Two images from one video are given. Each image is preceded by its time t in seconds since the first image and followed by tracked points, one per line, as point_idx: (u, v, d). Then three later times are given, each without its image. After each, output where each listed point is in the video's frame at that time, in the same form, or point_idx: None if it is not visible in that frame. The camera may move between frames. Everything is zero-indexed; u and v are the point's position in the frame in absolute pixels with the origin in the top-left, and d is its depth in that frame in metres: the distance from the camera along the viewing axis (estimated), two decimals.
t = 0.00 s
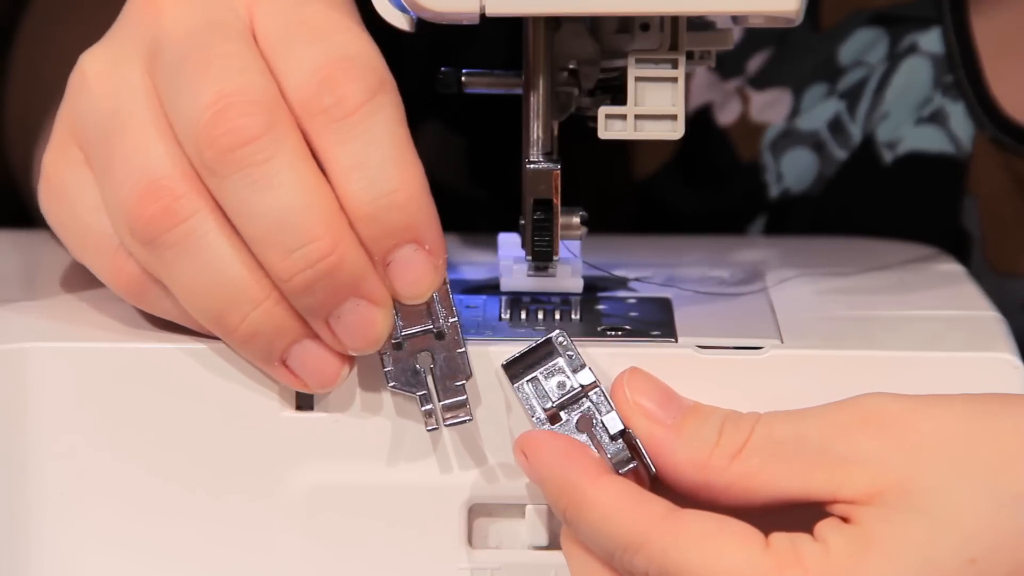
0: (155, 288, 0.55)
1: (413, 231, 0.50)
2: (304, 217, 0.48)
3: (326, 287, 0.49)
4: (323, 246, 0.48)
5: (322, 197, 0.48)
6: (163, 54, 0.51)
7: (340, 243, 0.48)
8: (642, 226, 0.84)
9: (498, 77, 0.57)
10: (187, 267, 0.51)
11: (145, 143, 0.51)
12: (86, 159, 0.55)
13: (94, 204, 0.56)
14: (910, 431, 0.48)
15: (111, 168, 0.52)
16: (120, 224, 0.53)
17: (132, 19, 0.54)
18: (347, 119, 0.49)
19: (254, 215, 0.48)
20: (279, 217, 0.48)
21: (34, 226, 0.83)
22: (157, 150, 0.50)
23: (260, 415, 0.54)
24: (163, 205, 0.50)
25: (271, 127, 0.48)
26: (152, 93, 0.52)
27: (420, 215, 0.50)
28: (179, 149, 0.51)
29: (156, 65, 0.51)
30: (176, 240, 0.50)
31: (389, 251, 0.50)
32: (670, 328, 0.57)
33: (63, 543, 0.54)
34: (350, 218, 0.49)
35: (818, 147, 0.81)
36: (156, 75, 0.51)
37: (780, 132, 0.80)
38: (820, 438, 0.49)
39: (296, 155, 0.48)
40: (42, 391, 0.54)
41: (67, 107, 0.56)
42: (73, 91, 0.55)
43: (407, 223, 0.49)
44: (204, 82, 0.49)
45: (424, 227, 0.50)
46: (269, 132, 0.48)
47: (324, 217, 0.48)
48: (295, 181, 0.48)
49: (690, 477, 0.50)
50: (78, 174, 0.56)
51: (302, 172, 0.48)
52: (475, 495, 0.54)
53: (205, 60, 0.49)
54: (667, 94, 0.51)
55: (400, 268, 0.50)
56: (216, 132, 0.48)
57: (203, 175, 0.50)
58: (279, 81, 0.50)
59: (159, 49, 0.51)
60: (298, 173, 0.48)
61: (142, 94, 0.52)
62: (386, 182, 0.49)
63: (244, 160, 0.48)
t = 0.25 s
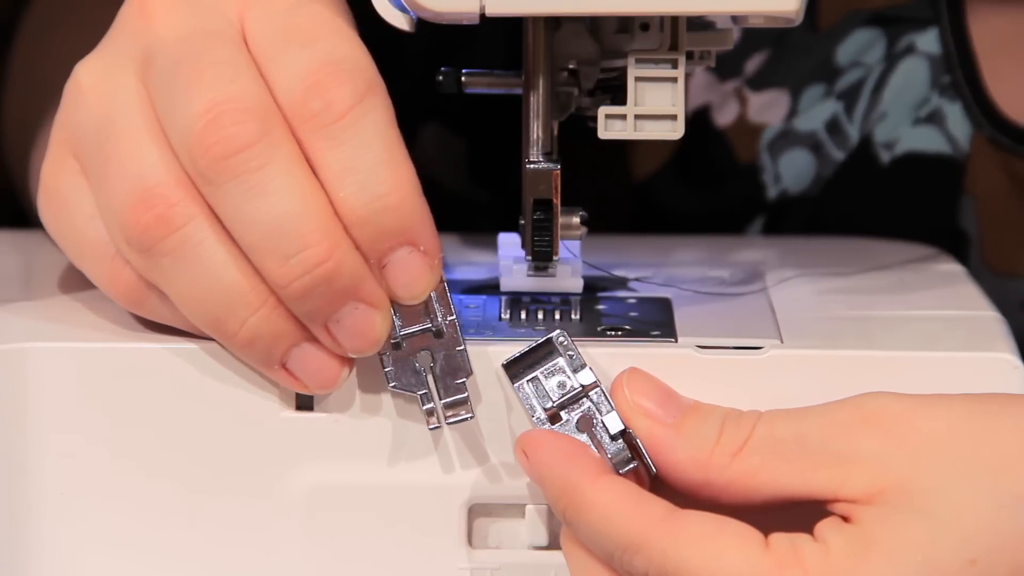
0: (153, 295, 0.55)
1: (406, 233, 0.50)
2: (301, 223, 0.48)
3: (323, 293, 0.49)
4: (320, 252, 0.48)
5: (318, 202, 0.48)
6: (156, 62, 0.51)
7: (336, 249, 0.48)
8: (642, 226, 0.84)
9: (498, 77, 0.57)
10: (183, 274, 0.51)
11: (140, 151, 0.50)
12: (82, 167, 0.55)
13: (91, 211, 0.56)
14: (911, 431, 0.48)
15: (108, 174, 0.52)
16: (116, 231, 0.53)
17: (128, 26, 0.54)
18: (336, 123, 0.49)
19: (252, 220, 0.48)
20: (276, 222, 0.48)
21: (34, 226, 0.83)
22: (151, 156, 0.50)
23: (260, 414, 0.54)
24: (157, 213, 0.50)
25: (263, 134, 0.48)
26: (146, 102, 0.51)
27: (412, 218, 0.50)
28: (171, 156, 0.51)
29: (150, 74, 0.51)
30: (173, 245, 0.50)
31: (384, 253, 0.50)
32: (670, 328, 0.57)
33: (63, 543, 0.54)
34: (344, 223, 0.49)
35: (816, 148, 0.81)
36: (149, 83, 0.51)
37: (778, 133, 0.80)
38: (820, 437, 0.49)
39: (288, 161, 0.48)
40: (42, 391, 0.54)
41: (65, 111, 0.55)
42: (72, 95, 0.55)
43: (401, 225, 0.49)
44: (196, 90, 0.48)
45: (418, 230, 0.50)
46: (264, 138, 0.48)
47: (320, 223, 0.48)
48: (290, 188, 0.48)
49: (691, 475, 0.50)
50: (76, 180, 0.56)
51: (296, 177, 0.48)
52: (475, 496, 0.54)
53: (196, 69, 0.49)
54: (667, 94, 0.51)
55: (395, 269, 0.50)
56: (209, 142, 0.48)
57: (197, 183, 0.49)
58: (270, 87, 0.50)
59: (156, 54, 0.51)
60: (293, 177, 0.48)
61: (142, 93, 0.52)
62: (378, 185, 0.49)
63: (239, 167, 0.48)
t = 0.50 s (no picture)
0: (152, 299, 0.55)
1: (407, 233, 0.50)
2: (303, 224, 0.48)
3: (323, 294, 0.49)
4: (322, 253, 0.48)
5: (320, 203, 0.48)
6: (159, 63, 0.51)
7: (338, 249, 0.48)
8: (642, 226, 0.84)
9: (498, 77, 0.57)
10: (185, 274, 0.51)
11: (140, 152, 0.50)
12: (82, 169, 0.55)
13: (92, 213, 0.56)
14: (911, 431, 0.48)
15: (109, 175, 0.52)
16: (116, 233, 0.52)
17: (129, 28, 0.54)
18: (337, 124, 0.49)
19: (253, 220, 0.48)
20: (276, 222, 0.48)
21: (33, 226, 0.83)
22: (152, 158, 0.50)
23: (260, 414, 0.54)
24: (157, 214, 0.50)
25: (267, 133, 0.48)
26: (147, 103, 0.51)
27: (414, 218, 0.50)
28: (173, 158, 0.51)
29: (152, 75, 0.51)
30: (173, 246, 0.50)
31: (384, 254, 0.50)
32: (669, 328, 0.57)
33: (63, 543, 0.54)
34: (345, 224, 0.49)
35: (818, 147, 0.81)
36: (151, 86, 0.51)
37: (780, 132, 0.80)
38: (821, 437, 0.49)
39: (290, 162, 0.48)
40: (42, 390, 0.54)
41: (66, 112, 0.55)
42: (74, 95, 0.55)
43: (403, 225, 0.49)
44: (198, 91, 0.48)
45: (419, 231, 0.50)
46: (267, 138, 0.48)
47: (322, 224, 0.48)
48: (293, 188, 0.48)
49: (691, 475, 0.50)
50: (77, 181, 0.56)
51: (297, 177, 0.48)
52: (475, 496, 0.54)
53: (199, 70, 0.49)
54: (667, 94, 0.51)
55: (395, 270, 0.50)
56: (211, 141, 0.48)
57: (199, 183, 0.49)
58: (271, 86, 0.50)
59: (158, 55, 0.51)
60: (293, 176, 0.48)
61: (144, 93, 0.52)
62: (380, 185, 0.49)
63: (240, 166, 0.48)
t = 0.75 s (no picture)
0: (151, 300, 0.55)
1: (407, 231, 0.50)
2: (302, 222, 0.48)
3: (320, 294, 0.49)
4: (321, 252, 0.48)
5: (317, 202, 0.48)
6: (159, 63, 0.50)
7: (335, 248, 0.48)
8: (641, 227, 0.84)
9: (498, 77, 0.57)
10: (184, 274, 0.51)
11: (140, 152, 0.50)
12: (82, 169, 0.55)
13: (93, 214, 0.56)
14: (911, 431, 0.48)
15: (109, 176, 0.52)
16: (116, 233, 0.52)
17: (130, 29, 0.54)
18: (336, 122, 0.49)
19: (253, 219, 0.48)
20: (273, 222, 0.48)
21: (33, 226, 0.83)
22: (151, 159, 0.50)
23: (260, 414, 0.54)
24: (156, 214, 0.50)
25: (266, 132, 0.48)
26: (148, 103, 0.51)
27: (413, 217, 0.50)
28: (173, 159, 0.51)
29: (151, 76, 0.51)
30: (173, 246, 0.50)
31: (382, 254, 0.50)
32: (669, 328, 0.57)
33: (63, 543, 0.54)
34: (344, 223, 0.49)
35: (817, 146, 0.81)
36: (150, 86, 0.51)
37: (779, 131, 0.80)
38: (821, 437, 0.49)
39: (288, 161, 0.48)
40: (42, 390, 0.54)
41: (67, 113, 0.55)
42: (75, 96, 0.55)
43: (404, 224, 0.49)
44: (198, 91, 0.48)
45: (419, 230, 0.50)
46: (264, 137, 0.48)
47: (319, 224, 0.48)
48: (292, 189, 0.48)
49: (691, 475, 0.50)
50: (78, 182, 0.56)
51: (295, 176, 0.48)
52: (475, 496, 0.54)
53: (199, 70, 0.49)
54: (667, 94, 0.51)
55: (395, 269, 0.50)
56: (211, 139, 0.48)
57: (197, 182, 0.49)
58: (270, 85, 0.50)
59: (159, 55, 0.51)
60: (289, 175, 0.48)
61: (144, 93, 0.51)
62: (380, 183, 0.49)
63: (239, 166, 0.48)
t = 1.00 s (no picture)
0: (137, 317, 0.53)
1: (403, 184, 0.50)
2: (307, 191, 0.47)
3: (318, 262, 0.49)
4: (318, 220, 0.47)
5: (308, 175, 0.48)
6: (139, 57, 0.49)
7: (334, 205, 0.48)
8: (641, 228, 0.84)
9: (498, 77, 0.57)
10: (186, 270, 0.50)
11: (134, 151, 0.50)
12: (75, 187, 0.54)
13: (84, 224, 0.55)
14: (911, 431, 0.48)
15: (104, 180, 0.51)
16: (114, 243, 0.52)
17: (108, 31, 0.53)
18: (324, 84, 0.49)
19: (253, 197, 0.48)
20: (263, 193, 0.47)
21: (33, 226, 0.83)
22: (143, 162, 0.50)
23: (260, 413, 0.54)
24: (153, 210, 0.49)
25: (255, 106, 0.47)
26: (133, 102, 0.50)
27: (405, 176, 0.49)
28: (164, 158, 0.50)
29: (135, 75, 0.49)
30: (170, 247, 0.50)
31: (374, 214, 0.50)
32: (669, 328, 0.57)
33: (63, 543, 0.54)
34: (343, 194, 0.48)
35: (817, 148, 0.81)
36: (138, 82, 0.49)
37: (779, 132, 0.80)
38: (821, 436, 0.49)
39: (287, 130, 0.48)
40: (42, 390, 0.54)
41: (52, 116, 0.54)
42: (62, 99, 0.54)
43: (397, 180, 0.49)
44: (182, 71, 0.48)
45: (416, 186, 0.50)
46: (253, 110, 0.47)
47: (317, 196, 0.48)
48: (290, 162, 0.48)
49: (691, 475, 0.50)
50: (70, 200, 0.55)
51: (289, 148, 0.48)
52: (475, 496, 0.54)
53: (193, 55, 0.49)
54: (667, 94, 0.51)
55: (388, 230, 0.50)
56: (199, 117, 0.47)
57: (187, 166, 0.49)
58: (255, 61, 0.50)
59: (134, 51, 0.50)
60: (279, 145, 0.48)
61: (130, 94, 0.51)
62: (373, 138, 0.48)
63: (227, 140, 0.47)
